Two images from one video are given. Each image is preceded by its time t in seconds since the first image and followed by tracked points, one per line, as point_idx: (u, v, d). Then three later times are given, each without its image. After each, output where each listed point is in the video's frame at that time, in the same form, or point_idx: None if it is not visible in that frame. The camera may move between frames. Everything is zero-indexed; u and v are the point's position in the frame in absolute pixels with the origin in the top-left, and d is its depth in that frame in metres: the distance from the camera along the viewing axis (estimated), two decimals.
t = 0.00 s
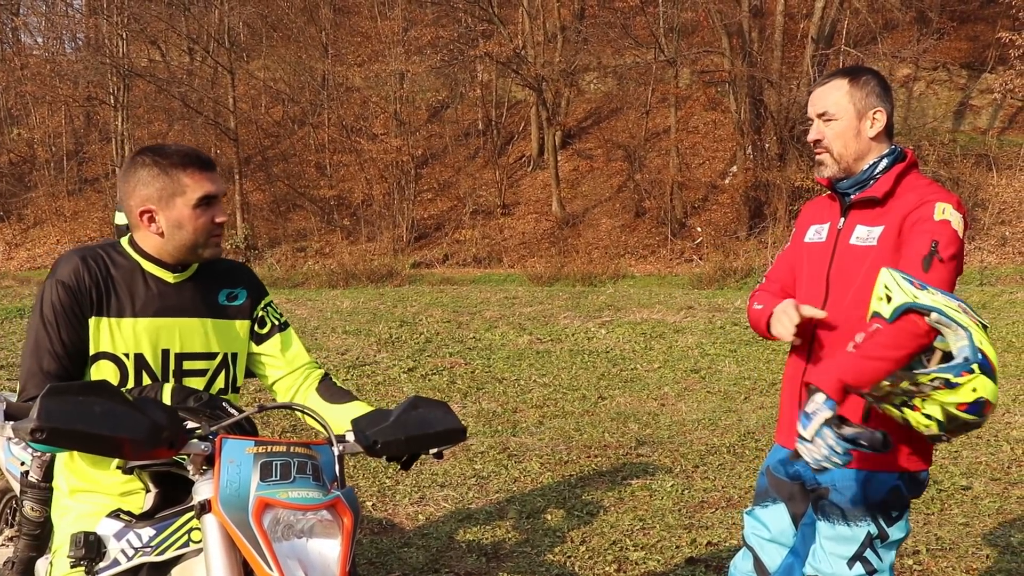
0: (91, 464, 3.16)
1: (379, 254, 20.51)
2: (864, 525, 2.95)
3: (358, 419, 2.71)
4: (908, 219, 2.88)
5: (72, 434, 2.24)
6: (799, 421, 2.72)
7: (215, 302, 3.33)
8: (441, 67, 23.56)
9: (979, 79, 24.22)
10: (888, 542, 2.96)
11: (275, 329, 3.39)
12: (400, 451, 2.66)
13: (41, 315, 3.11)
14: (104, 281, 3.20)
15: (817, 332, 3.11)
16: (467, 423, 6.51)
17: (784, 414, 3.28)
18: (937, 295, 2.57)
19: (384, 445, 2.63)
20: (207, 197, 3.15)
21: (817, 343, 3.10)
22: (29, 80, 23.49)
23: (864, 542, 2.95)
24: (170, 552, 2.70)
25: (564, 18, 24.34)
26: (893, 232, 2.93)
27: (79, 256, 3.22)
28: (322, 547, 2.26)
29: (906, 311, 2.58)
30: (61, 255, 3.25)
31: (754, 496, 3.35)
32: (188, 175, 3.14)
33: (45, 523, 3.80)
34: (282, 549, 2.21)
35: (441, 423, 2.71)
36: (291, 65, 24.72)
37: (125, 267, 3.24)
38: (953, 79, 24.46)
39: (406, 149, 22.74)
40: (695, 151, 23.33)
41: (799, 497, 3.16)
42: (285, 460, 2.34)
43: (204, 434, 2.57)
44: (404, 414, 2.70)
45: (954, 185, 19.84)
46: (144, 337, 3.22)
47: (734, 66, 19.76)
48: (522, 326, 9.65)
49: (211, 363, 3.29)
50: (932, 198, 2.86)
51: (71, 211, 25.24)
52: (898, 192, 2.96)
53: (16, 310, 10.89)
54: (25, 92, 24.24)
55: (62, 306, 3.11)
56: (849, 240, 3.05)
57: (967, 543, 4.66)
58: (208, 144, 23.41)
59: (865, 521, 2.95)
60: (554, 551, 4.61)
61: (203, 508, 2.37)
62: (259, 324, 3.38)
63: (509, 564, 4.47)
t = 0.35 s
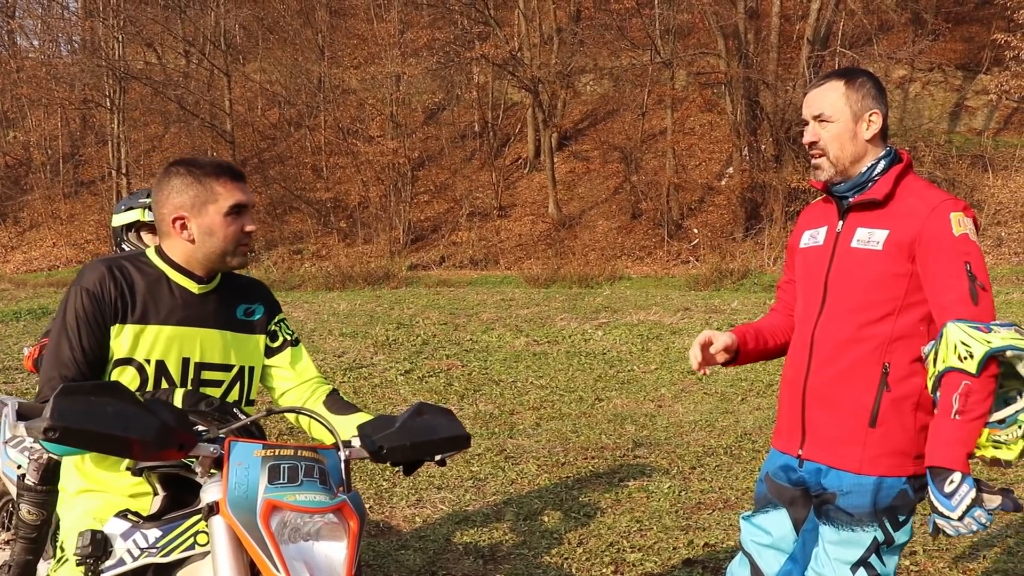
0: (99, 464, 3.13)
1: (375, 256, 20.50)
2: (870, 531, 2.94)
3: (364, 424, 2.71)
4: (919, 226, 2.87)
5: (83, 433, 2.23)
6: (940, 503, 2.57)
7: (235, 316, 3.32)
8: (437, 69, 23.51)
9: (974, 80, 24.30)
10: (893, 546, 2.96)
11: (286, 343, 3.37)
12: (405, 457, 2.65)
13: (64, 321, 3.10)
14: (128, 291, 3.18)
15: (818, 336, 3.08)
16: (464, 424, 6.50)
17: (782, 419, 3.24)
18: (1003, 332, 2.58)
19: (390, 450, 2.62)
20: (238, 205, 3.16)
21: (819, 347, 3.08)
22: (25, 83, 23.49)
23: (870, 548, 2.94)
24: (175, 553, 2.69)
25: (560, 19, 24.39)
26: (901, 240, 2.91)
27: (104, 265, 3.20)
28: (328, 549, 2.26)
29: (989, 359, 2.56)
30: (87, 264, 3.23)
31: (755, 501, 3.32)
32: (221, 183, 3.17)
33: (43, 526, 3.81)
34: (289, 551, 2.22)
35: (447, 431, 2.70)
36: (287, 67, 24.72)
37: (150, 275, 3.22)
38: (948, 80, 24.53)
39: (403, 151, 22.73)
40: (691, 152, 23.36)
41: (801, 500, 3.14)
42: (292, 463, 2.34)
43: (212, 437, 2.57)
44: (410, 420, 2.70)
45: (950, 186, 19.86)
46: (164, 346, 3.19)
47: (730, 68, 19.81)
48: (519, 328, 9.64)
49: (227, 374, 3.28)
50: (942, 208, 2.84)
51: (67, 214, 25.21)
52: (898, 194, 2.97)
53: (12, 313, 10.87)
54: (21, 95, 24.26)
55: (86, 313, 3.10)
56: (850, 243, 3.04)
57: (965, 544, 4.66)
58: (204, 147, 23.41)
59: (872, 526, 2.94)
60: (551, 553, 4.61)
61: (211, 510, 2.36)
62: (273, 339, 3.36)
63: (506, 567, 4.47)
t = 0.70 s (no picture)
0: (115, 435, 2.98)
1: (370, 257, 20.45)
2: (877, 533, 2.95)
3: (359, 425, 2.71)
4: (927, 231, 2.86)
5: (75, 435, 2.20)
6: (900, 487, 2.59)
7: (238, 319, 3.30)
8: (432, 71, 23.28)
9: (969, 82, 24.37)
10: (898, 548, 2.97)
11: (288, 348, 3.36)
12: (400, 459, 2.65)
13: (76, 317, 3.11)
14: (136, 289, 3.18)
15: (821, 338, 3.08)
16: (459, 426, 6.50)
17: (783, 421, 3.23)
18: (996, 348, 2.57)
19: (385, 451, 2.63)
20: (239, 208, 3.15)
21: (822, 350, 3.07)
22: (20, 85, 23.45)
23: (878, 550, 2.95)
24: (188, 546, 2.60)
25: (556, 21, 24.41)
26: (906, 243, 2.90)
27: (113, 263, 3.22)
28: (323, 551, 2.26)
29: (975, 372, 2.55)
30: (94, 262, 3.25)
31: (754, 505, 3.29)
32: (221, 186, 3.16)
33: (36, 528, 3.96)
34: (284, 552, 2.22)
35: (443, 432, 2.68)
36: (283, 69, 24.72)
37: (156, 277, 3.22)
38: (943, 81, 24.58)
39: (398, 152, 22.72)
40: (686, 154, 23.39)
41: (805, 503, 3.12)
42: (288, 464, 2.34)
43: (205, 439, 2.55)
44: (405, 421, 2.68)
45: (944, 187, 19.87)
46: (169, 344, 3.18)
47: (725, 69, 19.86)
48: (514, 330, 9.64)
49: (231, 376, 3.25)
50: (948, 214, 2.84)
51: (62, 216, 25.16)
52: (902, 197, 2.96)
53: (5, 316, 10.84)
54: (16, 97, 24.23)
55: (97, 310, 3.11)
56: (853, 245, 3.03)
57: (959, 544, 4.67)
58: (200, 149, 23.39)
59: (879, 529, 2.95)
60: (547, 554, 4.61)
61: (206, 511, 2.35)
62: (274, 343, 3.33)
63: (502, 567, 4.48)
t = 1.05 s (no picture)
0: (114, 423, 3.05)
1: (361, 257, 20.41)
2: (862, 531, 2.94)
3: (351, 423, 2.69)
4: (917, 230, 2.87)
5: (64, 435, 2.18)
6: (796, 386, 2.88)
7: (233, 317, 3.30)
8: (423, 70, 23.33)
9: (959, 82, 24.45)
10: (885, 546, 2.96)
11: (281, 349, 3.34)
12: (391, 457, 2.63)
13: (75, 306, 3.11)
14: (134, 283, 3.19)
15: (812, 337, 3.09)
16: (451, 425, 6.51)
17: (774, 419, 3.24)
18: (957, 338, 2.59)
19: (376, 450, 2.60)
20: (233, 206, 3.14)
21: (813, 349, 3.08)
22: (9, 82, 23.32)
23: (863, 549, 2.95)
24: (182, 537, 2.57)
25: (548, 20, 24.36)
26: (897, 242, 2.91)
27: (110, 256, 3.22)
28: (313, 549, 2.22)
29: (915, 344, 2.66)
30: (92, 255, 3.25)
31: (741, 503, 3.30)
32: (216, 185, 3.13)
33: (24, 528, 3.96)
34: (274, 551, 2.17)
35: (433, 429, 2.66)
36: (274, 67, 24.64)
37: (152, 272, 3.23)
38: (934, 82, 24.66)
39: (389, 151, 22.68)
40: (678, 153, 23.41)
41: (792, 502, 3.14)
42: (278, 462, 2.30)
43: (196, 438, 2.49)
44: (396, 419, 2.66)
45: (935, 187, 19.94)
46: (164, 339, 3.17)
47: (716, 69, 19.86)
48: (505, 329, 9.64)
49: (224, 372, 3.23)
50: (938, 212, 2.85)
51: (53, 213, 25.07)
52: (894, 198, 2.97)
53: None
54: (6, 94, 24.10)
55: (98, 301, 3.11)
56: (844, 246, 3.04)
57: (947, 542, 4.69)
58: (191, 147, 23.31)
59: (865, 526, 2.94)
60: (537, 553, 4.62)
61: (195, 510, 2.32)
62: (267, 342, 3.32)
63: (493, 566, 4.48)
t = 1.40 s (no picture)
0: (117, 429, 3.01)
1: (356, 254, 20.37)
2: (839, 526, 2.93)
3: (360, 423, 2.66)
4: (895, 227, 2.86)
5: (84, 423, 2.19)
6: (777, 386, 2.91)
7: (227, 315, 3.30)
8: (419, 67, 23.30)
9: (954, 79, 24.48)
10: (866, 543, 2.94)
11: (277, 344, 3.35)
12: (400, 458, 2.60)
13: (68, 313, 3.07)
14: (127, 287, 3.17)
15: (796, 333, 3.11)
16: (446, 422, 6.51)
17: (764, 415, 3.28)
18: (922, 336, 2.60)
19: (385, 450, 2.58)
20: (223, 204, 3.12)
21: (796, 345, 3.11)
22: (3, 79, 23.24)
23: (841, 544, 2.94)
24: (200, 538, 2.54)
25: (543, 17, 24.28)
26: (876, 240, 2.90)
27: (101, 259, 3.20)
28: (323, 545, 2.20)
29: (883, 343, 2.68)
30: (83, 259, 3.22)
31: (730, 498, 3.35)
32: (205, 183, 3.12)
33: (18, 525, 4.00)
34: (285, 547, 2.16)
35: (441, 431, 2.64)
36: (269, 64, 24.56)
37: (144, 274, 3.20)
38: (929, 79, 24.67)
39: (385, 148, 22.66)
40: (673, 150, 23.39)
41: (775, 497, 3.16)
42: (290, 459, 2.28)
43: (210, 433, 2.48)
44: (405, 421, 2.65)
45: (929, 184, 19.97)
46: (160, 341, 3.18)
47: (712, 66, 19.85)
48: (501, 326, 9.64)
49: (221, 371, 3.25)
50: (919, 209, 2.82)
51: (47, 210, 25.02)
52: (879, 196, 2.95)
53: None
54: None
55: (92, 306, 3.08)
56: (829, 243, 3.04)
57: (942, 539, 4.70)
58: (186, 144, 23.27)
59: (842, 522, 2.93)
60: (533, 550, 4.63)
61: (207, 504, 2.31)
62: (263, 339, 3.33)
63: (488, 563, 4.49)
